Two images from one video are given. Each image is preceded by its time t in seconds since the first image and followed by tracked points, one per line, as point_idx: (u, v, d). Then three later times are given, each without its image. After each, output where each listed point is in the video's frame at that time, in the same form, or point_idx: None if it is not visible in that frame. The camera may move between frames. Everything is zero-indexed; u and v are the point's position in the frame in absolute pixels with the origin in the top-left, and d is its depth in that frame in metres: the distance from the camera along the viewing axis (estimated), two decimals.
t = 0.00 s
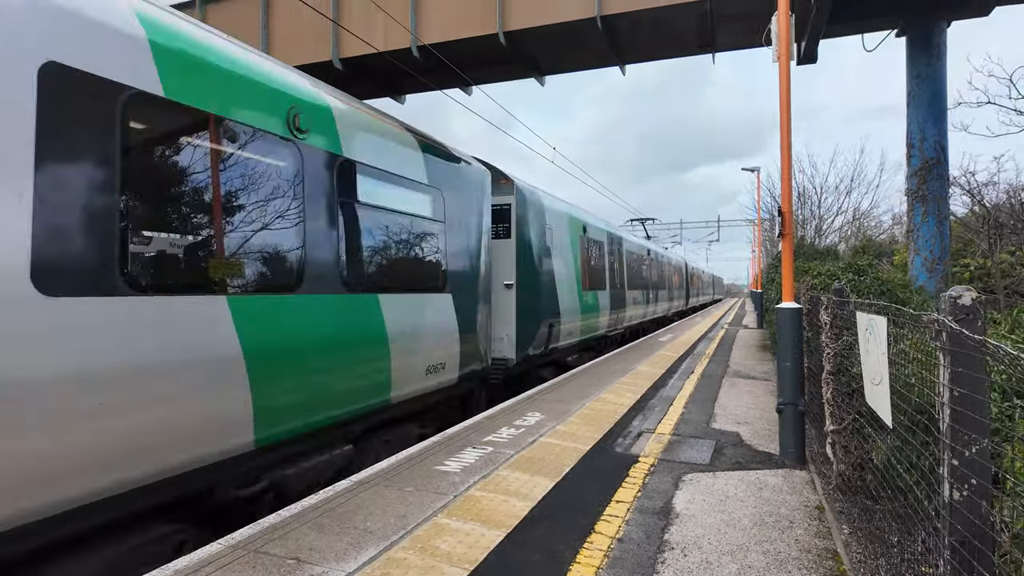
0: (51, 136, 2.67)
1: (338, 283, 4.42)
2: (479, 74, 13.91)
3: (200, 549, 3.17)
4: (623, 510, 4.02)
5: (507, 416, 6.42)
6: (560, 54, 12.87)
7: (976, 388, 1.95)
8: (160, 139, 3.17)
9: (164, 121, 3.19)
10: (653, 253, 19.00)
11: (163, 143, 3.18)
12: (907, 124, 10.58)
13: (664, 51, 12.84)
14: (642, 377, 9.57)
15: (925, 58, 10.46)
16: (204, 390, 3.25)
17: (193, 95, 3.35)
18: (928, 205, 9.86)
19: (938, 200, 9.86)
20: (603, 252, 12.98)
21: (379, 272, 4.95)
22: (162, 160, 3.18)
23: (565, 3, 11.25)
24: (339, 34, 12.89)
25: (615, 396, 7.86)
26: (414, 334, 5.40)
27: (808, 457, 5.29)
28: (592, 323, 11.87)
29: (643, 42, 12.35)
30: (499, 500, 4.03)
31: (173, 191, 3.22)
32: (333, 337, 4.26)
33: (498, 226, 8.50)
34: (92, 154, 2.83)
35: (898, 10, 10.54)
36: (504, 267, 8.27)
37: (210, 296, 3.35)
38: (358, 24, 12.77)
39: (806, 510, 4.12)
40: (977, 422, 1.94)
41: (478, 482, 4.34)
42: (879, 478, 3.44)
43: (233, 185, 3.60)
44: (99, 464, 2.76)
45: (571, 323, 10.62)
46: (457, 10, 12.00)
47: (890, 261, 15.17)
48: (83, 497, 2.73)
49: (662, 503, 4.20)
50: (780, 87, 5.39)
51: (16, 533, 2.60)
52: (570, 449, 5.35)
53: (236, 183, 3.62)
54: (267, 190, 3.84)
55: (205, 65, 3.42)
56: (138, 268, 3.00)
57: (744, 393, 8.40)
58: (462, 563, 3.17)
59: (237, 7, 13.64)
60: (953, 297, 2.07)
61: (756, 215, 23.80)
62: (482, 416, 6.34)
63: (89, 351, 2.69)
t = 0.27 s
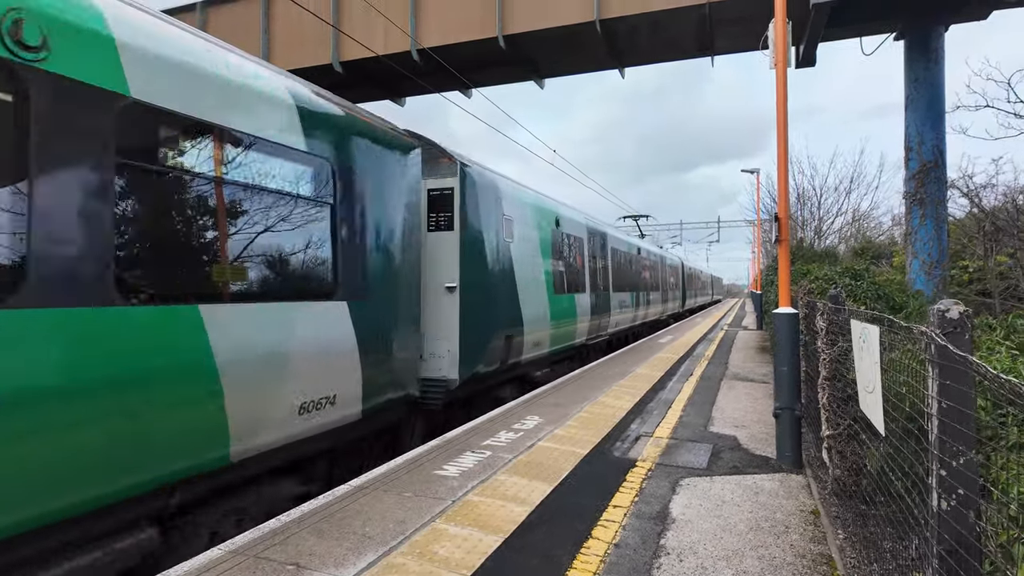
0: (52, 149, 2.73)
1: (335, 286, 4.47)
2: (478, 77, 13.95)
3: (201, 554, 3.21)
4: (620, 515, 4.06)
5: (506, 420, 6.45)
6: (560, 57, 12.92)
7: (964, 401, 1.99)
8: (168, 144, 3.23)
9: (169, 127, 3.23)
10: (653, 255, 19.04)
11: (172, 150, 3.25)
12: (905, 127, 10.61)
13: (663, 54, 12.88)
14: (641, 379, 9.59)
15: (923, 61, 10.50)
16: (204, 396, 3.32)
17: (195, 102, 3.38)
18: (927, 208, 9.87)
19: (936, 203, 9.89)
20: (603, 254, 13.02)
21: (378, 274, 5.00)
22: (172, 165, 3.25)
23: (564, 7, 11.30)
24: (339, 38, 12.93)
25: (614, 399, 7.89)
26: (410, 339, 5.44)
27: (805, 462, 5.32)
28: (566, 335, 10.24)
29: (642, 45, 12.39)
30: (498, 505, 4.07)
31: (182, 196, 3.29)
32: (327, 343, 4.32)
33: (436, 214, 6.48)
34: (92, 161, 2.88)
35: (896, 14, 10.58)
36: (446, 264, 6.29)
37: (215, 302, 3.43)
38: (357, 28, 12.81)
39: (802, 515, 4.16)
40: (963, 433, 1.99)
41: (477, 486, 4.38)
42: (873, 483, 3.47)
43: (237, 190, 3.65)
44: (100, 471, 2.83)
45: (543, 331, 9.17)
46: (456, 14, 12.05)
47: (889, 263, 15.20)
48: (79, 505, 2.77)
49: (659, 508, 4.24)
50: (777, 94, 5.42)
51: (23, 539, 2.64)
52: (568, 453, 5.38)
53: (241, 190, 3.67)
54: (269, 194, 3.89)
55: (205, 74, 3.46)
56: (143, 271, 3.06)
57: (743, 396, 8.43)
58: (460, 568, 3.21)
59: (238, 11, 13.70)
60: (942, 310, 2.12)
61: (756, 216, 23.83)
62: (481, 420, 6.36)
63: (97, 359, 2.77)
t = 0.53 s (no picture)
0: (48, 156, 2.83)
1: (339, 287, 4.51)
2: (478, 78, 13.98)
3: (202, 555, 3.24)
4: (618, 515, 4.10)
5: (505, 420, 6.47)
6: (559, 59, 12.96)
7: (954, 403, 2.03)
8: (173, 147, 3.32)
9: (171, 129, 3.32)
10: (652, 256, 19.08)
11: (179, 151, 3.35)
12: (903, 128, 10.66)
13: (662, 56, 12.92)
14: (640, 380, 9.62)
15: (920, 63, 10.54)
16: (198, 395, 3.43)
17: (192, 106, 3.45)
18: (924, 209, 9.91)
19: (934, 204, 9.93)
20: (602, 255, 13.05)
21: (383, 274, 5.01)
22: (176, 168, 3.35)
23: (564, 9, 11.33)
24: (338, 39, 12.95)
25: (613, 400, 7.92)
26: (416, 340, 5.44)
27: (802, 462, 5.36)
28: (529, 345, 8.37)
29: (641, 46, 12.42)
30: (497, 505, 4.10)
31: (187, 198, 3.38)
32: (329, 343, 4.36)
33: (338, 193, 4.80)
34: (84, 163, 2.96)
35: (894, 16, 10.62)
36: (350, 258, 4.74)
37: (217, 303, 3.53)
38: (357, 29, 12.83)
39: (798, 516, 4.19)
40: (954, 435, 2.02)
41: (477, 487, 4.41)
42: (869, 484, 3.50)
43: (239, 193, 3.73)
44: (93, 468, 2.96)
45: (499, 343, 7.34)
46: (456, 15, 12.07)
47: (887, 263, 15.24)
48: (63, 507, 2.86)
49: (657, 508, 4.27)
50: (774, 96, 5.45)
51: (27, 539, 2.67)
52: (567, 453, 5.42)
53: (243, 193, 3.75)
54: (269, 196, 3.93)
55: (203, 79, 3.53)
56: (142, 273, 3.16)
57: (741, 396, 8.47)
58: (460, 568, 3.24)
59: (237, 12, 13.71)
60: (934, 314, 2.16)
61: (755, 217, 23.88)
62: (481, 421, 6.39)
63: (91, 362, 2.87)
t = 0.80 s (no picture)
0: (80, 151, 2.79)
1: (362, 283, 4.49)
2: (477, 79, 14.01)
3: (205, 554, 3.26)
4: (617, 515, 4.13)
5: (505, 421, 6.50)
6: (558, 60, 13.00)
7: (948, 404, 2.07)
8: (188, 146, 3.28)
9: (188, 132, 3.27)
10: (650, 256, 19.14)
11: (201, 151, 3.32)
12: (901, 130, 10.72)
13: (661, 57, 12.96)
14: (638, 380, 9.66)
15: (918, 65, 10.60)
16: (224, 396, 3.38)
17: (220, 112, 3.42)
18: (921, 211, 9.98)
19: (931, 206, 10.00)
20: (601, 256, 13.09)
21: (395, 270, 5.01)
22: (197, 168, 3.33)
23: (562, 11, 11.38)
24: (338, 40, 12.97)
25: (612, 400, 7.95)
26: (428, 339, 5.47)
27: (799, 462, 5.40)
28: (486, 356, 6.86)
29: (640, 48, 12.46)
30: (496, 505, 4.13)
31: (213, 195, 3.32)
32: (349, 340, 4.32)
33: (164, 154, 3.37)
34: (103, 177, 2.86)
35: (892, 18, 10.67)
36: (176, 246, 3.28)
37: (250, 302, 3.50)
38: (357, 30, 12.86)
39: (796, 515, 4.22)
40: (949, 436, 2.06)
41: (476, 487, 4.44)
42: (865, 484, 3.54)
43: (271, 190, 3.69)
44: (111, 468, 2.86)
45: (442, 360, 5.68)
46: (456, 16, 12.10)
47: (884, 264, 15.30)
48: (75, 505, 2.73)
49: (655, 507, 4.31)
50: (771, 100, 5.50)
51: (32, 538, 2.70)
52: (567, 453, 5.45)
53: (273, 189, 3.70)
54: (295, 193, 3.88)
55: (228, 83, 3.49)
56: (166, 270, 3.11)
57: (739, 396, 8.52)
58: (460, 567, 3.27)
59: (236, 12, 13.74)
60: (927, 316, 2.20)
61: (753, 217, 23.94)
62: (480, 421, 6.42)
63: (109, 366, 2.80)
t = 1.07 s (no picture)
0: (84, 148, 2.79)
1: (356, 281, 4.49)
2: (475, 79, 14.03)
3: (205, 554, 3.27)
4: (615, 514, 4.15)
5: (503, 421, 6.51)
6: (556, 60, 13.02)
7: (942, 404, 2.09)
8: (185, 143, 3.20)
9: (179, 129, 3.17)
10: (648, 256, 19.18)
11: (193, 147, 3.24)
12: (897, 131, 10.77)
13: (659, 58, 12.99)
14: (636, 380, 9.69)
15: (914, 66, 10.64)
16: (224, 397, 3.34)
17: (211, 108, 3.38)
18: (917, 211, 10.06)
19: (927, 206, 10.07)
20: (599, 256, 13.12)
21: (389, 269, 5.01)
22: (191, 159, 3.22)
23: (561, 12, 11.39)
24: (337, 40, 12.98)
25: (610, 400, 7.98)
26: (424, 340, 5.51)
27: (796, 461, 5.43)
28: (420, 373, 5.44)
29: (638, 48, 12.49)
30: (496, 505, 4.15)
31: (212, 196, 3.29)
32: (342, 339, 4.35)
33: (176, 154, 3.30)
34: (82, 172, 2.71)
35: (889, 20, 10.72)
36: None
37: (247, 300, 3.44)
38: (356, 31, 12.86)
39: (793, 514, 4.24)
40: (944, 436, 2.08)
41: (476, 486, 4.46)
42: (862, 483, 3.56)
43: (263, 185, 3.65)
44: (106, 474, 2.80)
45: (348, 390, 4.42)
46: (455, 17, 12.12)
47: (881, 264, 15.37)
48: (66, 511, 2.64)
49: (654, 507, 4.33)
50: (769, 101, 5.52)
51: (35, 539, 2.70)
52: (565, 453, 5.47)
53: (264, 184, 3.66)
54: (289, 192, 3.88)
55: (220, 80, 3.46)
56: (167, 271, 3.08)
57: (736, 396, 8.55)
58: (459, 566, 3.29)
59: (235, 12, 13.74)
60: (922, 317, 2.22)
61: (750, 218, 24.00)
62: (478, 421, 6.43)
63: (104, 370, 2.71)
